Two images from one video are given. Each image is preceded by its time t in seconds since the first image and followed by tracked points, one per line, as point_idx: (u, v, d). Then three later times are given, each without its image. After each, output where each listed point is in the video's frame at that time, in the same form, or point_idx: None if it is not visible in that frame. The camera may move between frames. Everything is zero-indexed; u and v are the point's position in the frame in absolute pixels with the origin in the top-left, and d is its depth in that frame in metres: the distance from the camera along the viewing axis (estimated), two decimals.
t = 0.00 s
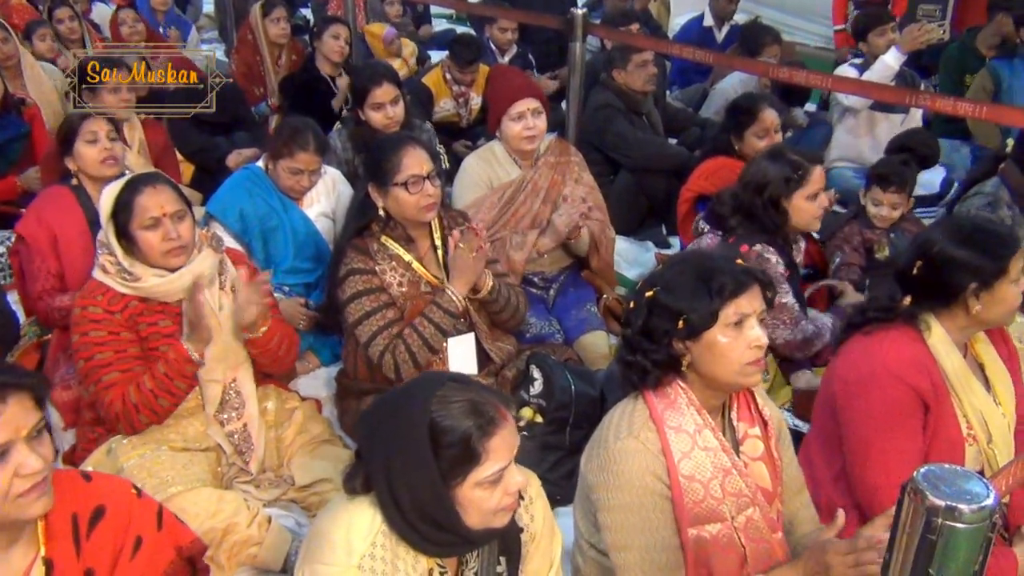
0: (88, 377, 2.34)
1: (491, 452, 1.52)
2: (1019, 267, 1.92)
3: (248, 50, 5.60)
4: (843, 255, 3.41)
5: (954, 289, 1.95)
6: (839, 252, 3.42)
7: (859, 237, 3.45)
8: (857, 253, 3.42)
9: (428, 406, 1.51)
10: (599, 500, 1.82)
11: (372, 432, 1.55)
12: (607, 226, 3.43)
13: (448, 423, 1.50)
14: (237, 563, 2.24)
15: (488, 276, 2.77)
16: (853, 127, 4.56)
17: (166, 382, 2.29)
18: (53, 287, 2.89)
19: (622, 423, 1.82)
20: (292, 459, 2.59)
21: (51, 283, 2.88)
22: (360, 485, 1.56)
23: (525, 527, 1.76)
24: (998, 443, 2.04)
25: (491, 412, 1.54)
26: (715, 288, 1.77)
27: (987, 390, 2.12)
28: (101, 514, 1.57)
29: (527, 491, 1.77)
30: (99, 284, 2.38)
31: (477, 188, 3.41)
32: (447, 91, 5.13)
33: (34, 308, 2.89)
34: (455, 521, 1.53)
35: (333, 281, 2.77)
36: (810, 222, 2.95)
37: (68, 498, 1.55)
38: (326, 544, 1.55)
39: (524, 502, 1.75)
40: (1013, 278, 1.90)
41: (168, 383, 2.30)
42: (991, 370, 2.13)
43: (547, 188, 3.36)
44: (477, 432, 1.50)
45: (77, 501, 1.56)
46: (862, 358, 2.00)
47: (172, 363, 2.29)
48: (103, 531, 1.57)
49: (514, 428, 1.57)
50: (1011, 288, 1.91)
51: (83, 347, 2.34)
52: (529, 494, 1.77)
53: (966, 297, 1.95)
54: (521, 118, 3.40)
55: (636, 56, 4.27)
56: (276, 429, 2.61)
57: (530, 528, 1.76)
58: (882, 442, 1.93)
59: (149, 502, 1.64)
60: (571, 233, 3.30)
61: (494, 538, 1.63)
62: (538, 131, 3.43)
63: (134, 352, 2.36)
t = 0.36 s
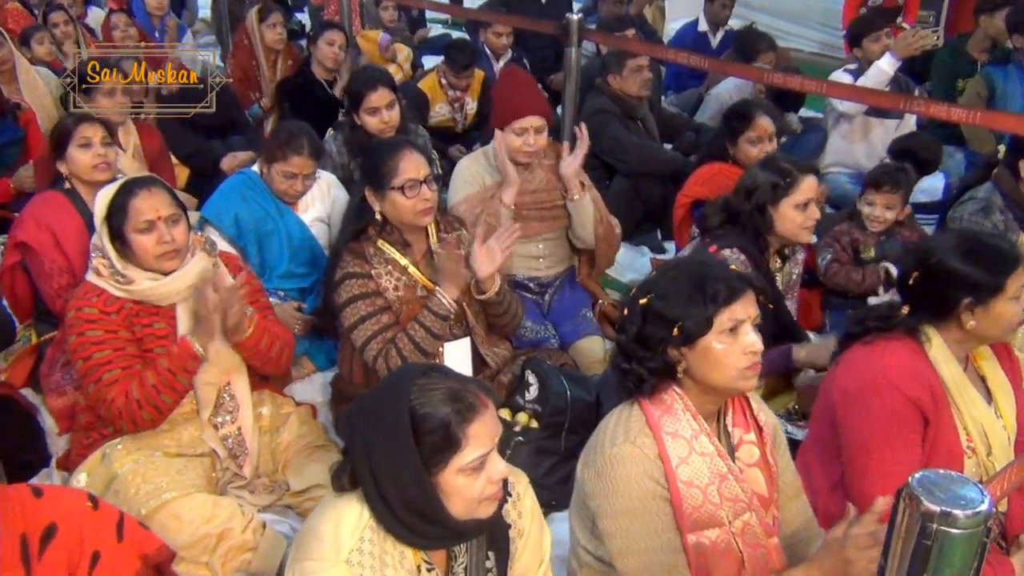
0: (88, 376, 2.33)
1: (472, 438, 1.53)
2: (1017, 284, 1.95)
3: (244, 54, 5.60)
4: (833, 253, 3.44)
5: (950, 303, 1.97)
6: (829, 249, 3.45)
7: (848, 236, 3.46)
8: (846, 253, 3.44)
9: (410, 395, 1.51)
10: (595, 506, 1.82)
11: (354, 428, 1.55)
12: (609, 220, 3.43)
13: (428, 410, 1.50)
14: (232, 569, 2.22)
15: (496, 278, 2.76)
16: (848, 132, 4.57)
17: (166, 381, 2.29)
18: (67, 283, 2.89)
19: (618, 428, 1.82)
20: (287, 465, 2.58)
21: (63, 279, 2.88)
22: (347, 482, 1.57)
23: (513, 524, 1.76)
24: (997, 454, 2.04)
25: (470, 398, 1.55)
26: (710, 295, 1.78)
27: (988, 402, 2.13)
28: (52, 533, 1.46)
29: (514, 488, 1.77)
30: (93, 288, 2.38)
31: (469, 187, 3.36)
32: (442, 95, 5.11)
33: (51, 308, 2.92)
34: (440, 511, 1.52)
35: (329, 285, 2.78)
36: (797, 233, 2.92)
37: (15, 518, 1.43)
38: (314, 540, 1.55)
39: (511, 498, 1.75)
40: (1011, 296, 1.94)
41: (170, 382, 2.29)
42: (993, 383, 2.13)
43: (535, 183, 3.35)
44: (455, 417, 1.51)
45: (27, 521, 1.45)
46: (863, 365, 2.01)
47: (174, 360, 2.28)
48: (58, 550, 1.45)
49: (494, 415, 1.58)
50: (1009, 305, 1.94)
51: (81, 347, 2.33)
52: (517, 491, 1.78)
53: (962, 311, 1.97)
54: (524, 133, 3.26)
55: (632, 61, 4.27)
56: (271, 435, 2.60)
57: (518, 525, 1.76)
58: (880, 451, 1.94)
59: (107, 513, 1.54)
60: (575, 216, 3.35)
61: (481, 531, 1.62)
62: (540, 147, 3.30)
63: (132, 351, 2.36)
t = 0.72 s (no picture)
0: (75, 391, 2.33)
1: (467, 444, 1.53)
2: (1006, 293, 1.96)
3: (238, 63, 5.60)
4: (831, 263, 3.43)
5: (937, 312, 1.99)
6: (827, 260, 3.44)
7: (845, 245, 3.45)
8: (844, 262, 3.43)
9: (406, 399, 1.51)
10: (590, 515, 1.82)
11: (350, 435, 1.55)
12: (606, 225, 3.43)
13: (423, 415, 1.50)
14: None
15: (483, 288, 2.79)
16: (841, 139, 4.58)
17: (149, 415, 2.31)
18: (48, 293, 2.87)
19: (614, 436, 1.82)
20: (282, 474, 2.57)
21: (44, 289, 2.87)
22: (343, 488, 1.56)
23: (509, 530, 1.76)
24: (993, 461, 2.04)
25: (467, 403, 1.55)
26: (710, 302, 1.78)
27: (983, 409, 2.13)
28: (38, 546, 1.47)
29: (511, 493, 1.77)
30: (87, 296, 2.37)
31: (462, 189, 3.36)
32: (436, 103, 5.10)
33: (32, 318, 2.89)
34: (435, 517, 1.52)
35: (324, 294, 2.77)
36: (779, 241, 2.90)
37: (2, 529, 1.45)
38: (311, 547, 1.53)
39: (507, 504, 1.76)
40: (998, 304, 1.94)
41: (146, 421, 2.31)
42: (988, 390, 2.14)
43: (522, 190, 3.35)
44: (451, 422, 1.51)
45: (11, 532, 1.46)
46: (858, 372, 2.01)
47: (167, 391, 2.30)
48: (43, 561, 1.47)
49: (490, 423, 1.58)
50: (997, 314, 1.95)
51: (69, 360, 2.33)
52: (513, 497, 1.78)
53: (948, 319, 1.99)
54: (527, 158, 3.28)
55: (626, 68, 4.28)
56: (266, 444, 2.60)
57: (514, 532, 1.76)
58: (874, 459, 1.94)
59: (94, 527, 1.55)
60: (572, 225, 3.37)
61: (477, 539, 1.63)
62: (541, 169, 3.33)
63: (122, 369, 2.36)
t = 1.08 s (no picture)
0: (71, 399, 2.33)
1: (475, 468, 1.52)
2: (994, 298, 1.96)
3: (239, 71, 5.61)
4: (826, 282, 3.45)
5: (924, 312, 2.01)
6: (821, 277, 3.46)
7: (839, 261, 3.45)
8: (839, 279, 3.44)
9: (414, 423, 1.51)
10: (590, 525, 1.82)
11: (356, 452, 1.54)
12: (608, 244, 3.43)
13: (432, 438, 1.50)
14: None
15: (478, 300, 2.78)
16: (840, 148, 4.60)
17: (146, 415, 2.28)
18: (53, 302, 2.89)
19: (612, 446, 1.82)
20: (280, 482, 2.57)
21: (49, 299, 2.88)
22: (347, 506, 1.57)
23: (515, 550, 1.77)
24: (987, 468, 2.04)
25: (476, 427, 1.54)
26: (708, 312, 1.78)
27: (976, 415, 2.13)
28: (83, 535, 1.61)
29: (516, 513, 1.79)
30: (85, 303, 2.38)
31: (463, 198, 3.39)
32: (436, 112, 5.12)
33: (37, 326, 2.91)
34: (440, 540, 1.52)
35: (323, 303, 2.77)
36: (784, 248, 2.93)
37: (48, 516, 1.59)
38: (314, 568, 1.54)
39: (513, 523, 1.77)
40: (984, 309, 1.95)
41: (148, 417, 2.28)
42: (980, 396, 2.14)
43: (525, 200, 3.34)
44: (460, 446, 1.51)
45: (61, 519, 1.60)
46: (851, 378, 2.02)
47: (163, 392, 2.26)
48: (86, 551, 1.60)
49: (499, 444, 1.57)
50: (982, 318, 1.96)
51: (67, 370, 2.32)
52: (518, 516, 1.79)
53: (935, 321, 2.01)
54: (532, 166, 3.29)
55: (625, 78, 4.29)
56: (264, 451, 2.59)
57: (519, 552, 1.77)
58: (869, 464, 1.94)
59: (131, 525, 1.66)
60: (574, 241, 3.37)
61: (481, 559, 1.63)
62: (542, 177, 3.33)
63: (117, 379, 2.36)
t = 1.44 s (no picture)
0: (82, 396, 2.32)
1: (488, 486, 1.52)
2: (996, 301, 1.96)
3: (246, 75, 5.62)
4: (833, 290, 3.46)
5: (925, 315, 2.01)
6: (829, 285, 3.47)
7: (847, 271, 3.45)
8: (847, 288, 3.43)
9: (428, 438, 1.51)
10: (595, 532, 1.81)
11: (369, 461, 1.55)
12: (613, 249, 3.44)
13: (446, 456, 1.50)
14: None
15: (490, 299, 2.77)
16: (846, 154, 4.58)
17: (136, 410, 2.28)
18: (56, 304, 2.88)
19: (618, 453, 1.82)
20: (286, 485, 2.56)
21: (53, 300, 2.88)
22: (358, 515, 1.57)
23: (525, 563, 1.77)
24: (993, 474, 2.03)
25: (490, 445, 1.54)
26: (713, 317, 1.78)
27: (982, 421, 2.12)
28: (90, 536, 1.63)
29: (527, 525, 1.80)
30: (92, 305, 2.38)
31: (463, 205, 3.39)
32: (442, 117, 5.13)
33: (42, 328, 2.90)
34: (451, 557, 1.52)
35: (326, 305, 2.77)
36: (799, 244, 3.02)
37: (57, 519, 1.61)
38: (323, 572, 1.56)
39: (523, 536, 1.77)
40: (985, 312, 1.96)
41: (139, 412, 2.28)
42: (986, 401, 2.13)
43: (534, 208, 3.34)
44: (474, 464, 1.50)
45: (69, 521, 1.62)
46: (856, 382, 2.01)
47: (151, 371, 2.28)
48: (92, 551, 1.62)
49: (513, 461, 1.57)
50: (984, 320, 1.96)
51: (78, 366, 2.33)
52: (530, 529, 1.80)
53: (936, 323, 2.01)
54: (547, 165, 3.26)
55: (631, 83, 4.28)
56: (269, 454, 2.59)
57: (530, 564, 1.78)
58: (873, 468, 1.94)
59: (139, 525, 1.70)
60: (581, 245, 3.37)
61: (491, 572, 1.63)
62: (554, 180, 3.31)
63: (126, 369, 2.35)
